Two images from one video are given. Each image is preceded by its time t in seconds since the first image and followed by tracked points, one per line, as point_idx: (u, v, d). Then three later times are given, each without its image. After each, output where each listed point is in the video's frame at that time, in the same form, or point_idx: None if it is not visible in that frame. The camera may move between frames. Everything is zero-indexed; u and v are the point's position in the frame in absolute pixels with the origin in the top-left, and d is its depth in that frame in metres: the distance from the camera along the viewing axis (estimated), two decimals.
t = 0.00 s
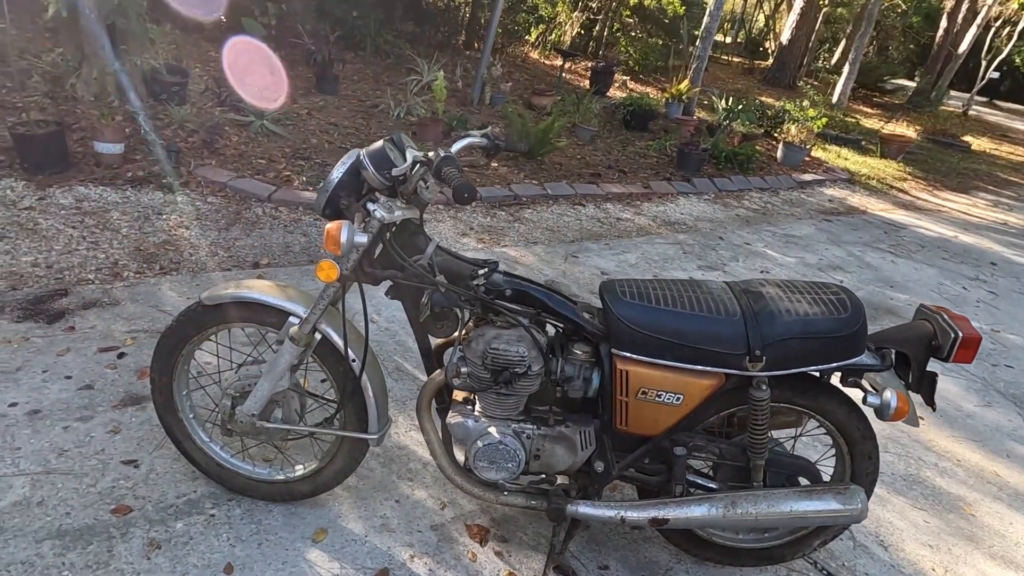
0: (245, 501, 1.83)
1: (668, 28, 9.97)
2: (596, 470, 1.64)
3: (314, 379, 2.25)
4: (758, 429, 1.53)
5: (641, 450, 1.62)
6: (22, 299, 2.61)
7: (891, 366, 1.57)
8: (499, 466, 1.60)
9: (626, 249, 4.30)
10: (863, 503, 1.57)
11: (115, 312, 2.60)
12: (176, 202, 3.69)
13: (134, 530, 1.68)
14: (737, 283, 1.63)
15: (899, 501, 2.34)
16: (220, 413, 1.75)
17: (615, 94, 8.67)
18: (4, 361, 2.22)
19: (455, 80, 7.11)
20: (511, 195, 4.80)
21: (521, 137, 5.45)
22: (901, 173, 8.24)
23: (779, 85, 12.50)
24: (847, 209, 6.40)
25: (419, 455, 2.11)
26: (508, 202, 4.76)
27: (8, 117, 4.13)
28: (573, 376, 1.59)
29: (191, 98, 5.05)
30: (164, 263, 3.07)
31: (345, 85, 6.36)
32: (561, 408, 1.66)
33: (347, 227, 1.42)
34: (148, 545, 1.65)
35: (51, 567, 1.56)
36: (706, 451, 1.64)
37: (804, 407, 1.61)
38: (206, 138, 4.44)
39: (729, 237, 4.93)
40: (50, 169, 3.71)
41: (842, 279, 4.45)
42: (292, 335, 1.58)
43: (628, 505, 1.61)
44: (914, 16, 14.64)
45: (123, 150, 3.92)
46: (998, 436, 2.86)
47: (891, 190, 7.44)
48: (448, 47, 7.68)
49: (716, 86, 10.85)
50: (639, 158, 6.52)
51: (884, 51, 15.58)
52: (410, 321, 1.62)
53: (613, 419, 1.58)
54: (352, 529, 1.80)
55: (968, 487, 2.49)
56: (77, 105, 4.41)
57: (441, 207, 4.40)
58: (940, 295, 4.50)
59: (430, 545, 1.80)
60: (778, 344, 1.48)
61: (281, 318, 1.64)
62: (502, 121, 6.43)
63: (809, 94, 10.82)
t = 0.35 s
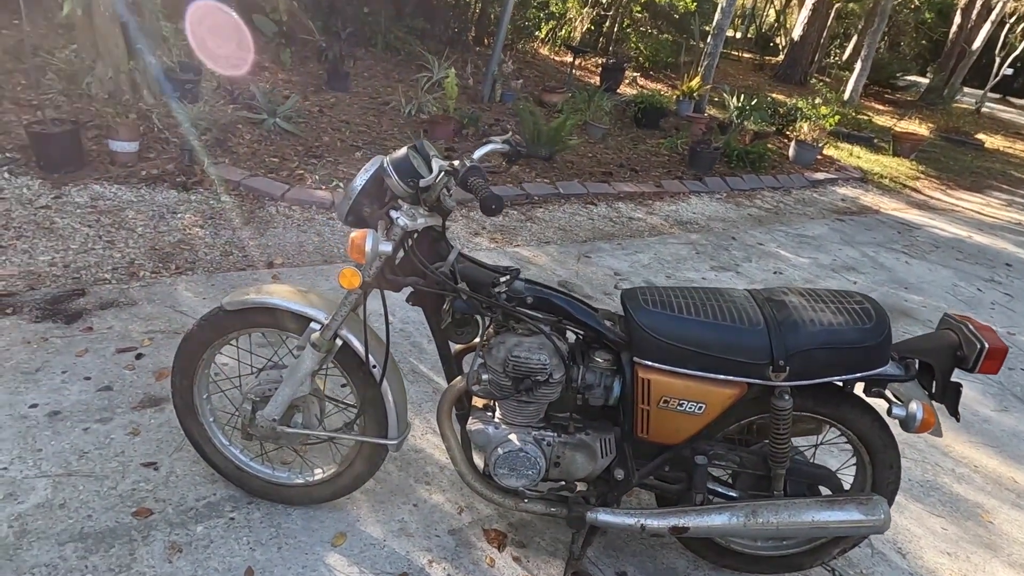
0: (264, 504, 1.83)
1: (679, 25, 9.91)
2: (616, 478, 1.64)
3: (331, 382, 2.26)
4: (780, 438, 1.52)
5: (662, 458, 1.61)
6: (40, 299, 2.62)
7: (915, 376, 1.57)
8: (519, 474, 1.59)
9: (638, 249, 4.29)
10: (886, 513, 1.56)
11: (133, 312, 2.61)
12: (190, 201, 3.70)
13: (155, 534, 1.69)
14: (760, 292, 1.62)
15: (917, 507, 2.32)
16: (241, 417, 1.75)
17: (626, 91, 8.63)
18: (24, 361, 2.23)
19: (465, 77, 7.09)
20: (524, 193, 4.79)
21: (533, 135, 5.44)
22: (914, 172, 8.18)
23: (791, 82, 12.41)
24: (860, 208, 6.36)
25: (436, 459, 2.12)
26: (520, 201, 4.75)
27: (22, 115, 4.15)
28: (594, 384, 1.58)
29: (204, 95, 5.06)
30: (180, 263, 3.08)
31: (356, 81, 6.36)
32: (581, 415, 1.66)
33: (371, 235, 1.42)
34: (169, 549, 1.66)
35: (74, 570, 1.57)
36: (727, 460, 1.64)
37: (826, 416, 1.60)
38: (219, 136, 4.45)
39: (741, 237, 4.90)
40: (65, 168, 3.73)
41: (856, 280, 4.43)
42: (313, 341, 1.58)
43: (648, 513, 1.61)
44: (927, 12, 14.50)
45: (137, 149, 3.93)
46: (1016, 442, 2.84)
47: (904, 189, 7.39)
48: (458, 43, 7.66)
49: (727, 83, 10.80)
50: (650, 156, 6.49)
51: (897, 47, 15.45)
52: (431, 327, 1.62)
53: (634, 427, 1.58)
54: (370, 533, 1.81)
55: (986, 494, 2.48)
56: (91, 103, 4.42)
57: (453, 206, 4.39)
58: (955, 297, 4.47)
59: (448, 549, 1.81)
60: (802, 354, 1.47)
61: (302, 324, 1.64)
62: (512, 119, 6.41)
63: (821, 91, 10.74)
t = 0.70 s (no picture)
0: (270, 498, 1.83)
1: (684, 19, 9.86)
2: (622, 472, 1.63)
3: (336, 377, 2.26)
4: (788, 433, 1.52)
5: (668, 453, 1.61)
6: (45, 293, 2.63)
7: (924, 370, 1.56)
8: (525, 468, 1.59)
9: (643, 244, 4.28)
10: (894, 508, 1.55)
11: (138, 306, 2.61)
12: (194, 195, 3.70)
13: (161, 527, 1.69)
14: (768, 287, 1.61)
15: (924, 503, 2.31)
16: (246, 411, 1.75)
17: (631, 86, 8.60)
18: (30, 355, 2.24)
19: (470, 71, 7.08)
20: (528, 188, 4.78)
21: (537, 130, 5.42)
22: (920, 167, 8.14)
23: (796, 77, 12.35)
24: (866, 203, 6.33)
25: (442, 453, 2.11)
26: (524, 196, 4.74)
27: (27, 110, 4.15)
28: (601, 378, 1.58)
29: (209, 90, 5.05)
30: (185, 257, 3.08)
31: (360, 76, 6.34)
32: (587, 409, 1.65)
33: (377, 228, 1.41)
34: (175, 542, 1.66)
35: (81, 562, 1.57)
36: (734, 455, 1.63)
37: (833, 411, 1.59)
38: (224, 130, 4.45)
39: (747, 232, 4.88)
40: (70, 162, 3.73)
41: (862, 275, 4.40)
42: (318, 334, 1.58)
43: (654, 508, 1.60)
44: (934, 6, 14.40)
45: (141, 143, 3.93)
46: None
47: (910, 184, 7.35)
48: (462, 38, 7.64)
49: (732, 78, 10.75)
50: (654, 152, 6.47)
51: (903, 41, 15.36)
52: (437, 321, 1.61)
53: (640, 422, 1.57)
54: (376, 527, 1.81)
55: (994, 490, 2.46)
56: (96, 97, 4.42)
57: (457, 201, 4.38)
58: (962, 293, 4.44)
59: (454, 544, 1.80)
60: (810, 349, 1.46)
61: (308, 317, 1.64)
62: (517, 114, 6.39)
63: (827, 87, 10.68)
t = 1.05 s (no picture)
0: (257, 489, 1.83)
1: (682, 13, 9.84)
2: (608, 463, 1.63)
3: (325, 369, 2.26)
4: (773, 423, 1.51)
5: (654, 443, 1.61)
6: (35, 285, 2.62)
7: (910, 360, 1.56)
8: (510, 458, 1.58)
9: (638, 238, 4.27)
10: (880, 498, 1.55)
11: (128, 299, 2.61)
12: (187, 189, 3.69)
13: (147, 518, 1.69)
14: (754, 277, 1.61)
15: (914, 495, 2.31)
16: (232, 402, 1.75)
17: (629, 80, 8.57)
18: (19, 348, 2.23)
19: (466, 65, 7.05)
20: (523, 181, 4.77)
21: (533, 124, 5.41)
22: (918, 161, 8.12)
23: (795, 71, 12.31)
24: (862, 197, 6.32)
25: (431, 445, 2.11)
26: (520, 189, 4.73)
27: (19, 103, 4.13)
28: (586, 368, 1.57)
29: (203, 84, 5.03)
30: (176, 250, 3.07)
31: (356, 70, 6.32)
32: (573, 400, 1.65)
33: (359, 217, 1.40)
34: (161, 533, 1.66)
35: (66, 553, 1.57)
36: (720, 445, 1.62)
37: (820, 401, 1.58)
38: (218, 124, 4.43)
39: (742, 225, 4.87)
40: (62, 155, 3.72)
41: (857, 268, 4.40)
42: (303, 325, 1.57)
43: (640, 498, 1.60)
44: None
45: (134, 136, 3.92)
46: (1016, 430, 2.81)
47: (908, 178, 7.34)
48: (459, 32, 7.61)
49: (730, 72, 10.72)
50: (651, 145, 6.46)
51: (902, 35, 15.30)
52: (422, 311, 1.61)
53: (626, 412, 1.57)
54: (363, 518, 1.81)
55: (985, 482, 2.46)
56: (90, 91, 4.41)
57: (452, 194, 4.37)
58: (957, 286, 4.43)
59: (441, 535, 1.80)
60: (795, 338, 1.45)
61: (293, 308, 1.63)
62: (514, 107, 6.37)
63: (826, 81, 10.65)
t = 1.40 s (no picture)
0: (245, 481, 1.83)
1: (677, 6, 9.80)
2: (594, 453, 1.63)
3: (314, 362, 2.26)
4: (758, 412, 1.51)
5: (640, 433, 1.61)
6: (24, 280, 2.61)
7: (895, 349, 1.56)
8: (497, 449, 1.58)
9: (631, 231, 4.26)
10: (865, 486, 1.56)
11: (118, 293, 2.60)
12: (178, 183, 3.68)
13: (134, 510, 1.69)
14: (740, 266, 1.61)
15: (903, 484, 2.32)
16: (219, 394, 1.74)
17: (624, 74, 8.54)
18: (7, 342, 2.23)
19: (460, 59, 7.03)
20: (517, 175, 4.76)
21: (527, 118, 5.39)
22: (913, 154, 8.13)
23: (791, 64, 12.29)
24: (857, 189, 6.33)
25: (420, 437, 2.11)
26: (513, 183, 4.72)
27: (9, 98, 4.11)
28: (572, 358, 1.57)
29: (195, 78, 5.00)
30: (167, 244, 3.06)
31: (349, 64, 6.29)
32: (560, 390, 1.65)
33: (342, 207, 1.40)
34: (148, 525, 1.66)
35: (52, 545, 1.57)
36: (707, 435, 1.63)
37: (805, 390, 1.59)
38: (210, 118, 4.41)
39: (736, 218, 4.87)
40: (52, 150, 3.70)
41: (850, 261, 4.40)
42: (288, 316, 1.57)
43: (627, 488, 1.60)
44: None
45: (125, 130, 3.90)
46: (1006, 420, 2.82)
47: (902, 170, 7.34)
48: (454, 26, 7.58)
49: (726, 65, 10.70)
50: (646, 139, 6.45)
51: (898, 28, 15.27)
52: (407, 302, 1.61)
53: (612, 401, 1.57)
54: (352, 509, 1.81)
55: (974, 471, 2.47)
56: (80, 85, 4.38)
57: (444, 188, 4.36)
58: (950, 278, 4.44)
59: (430, 526, 1.81)
60: (780, 327, 1.46)
61: (278, 299, 1.63)
62: (508, 101, 6.35)
63: (821, 74, 10.64)
